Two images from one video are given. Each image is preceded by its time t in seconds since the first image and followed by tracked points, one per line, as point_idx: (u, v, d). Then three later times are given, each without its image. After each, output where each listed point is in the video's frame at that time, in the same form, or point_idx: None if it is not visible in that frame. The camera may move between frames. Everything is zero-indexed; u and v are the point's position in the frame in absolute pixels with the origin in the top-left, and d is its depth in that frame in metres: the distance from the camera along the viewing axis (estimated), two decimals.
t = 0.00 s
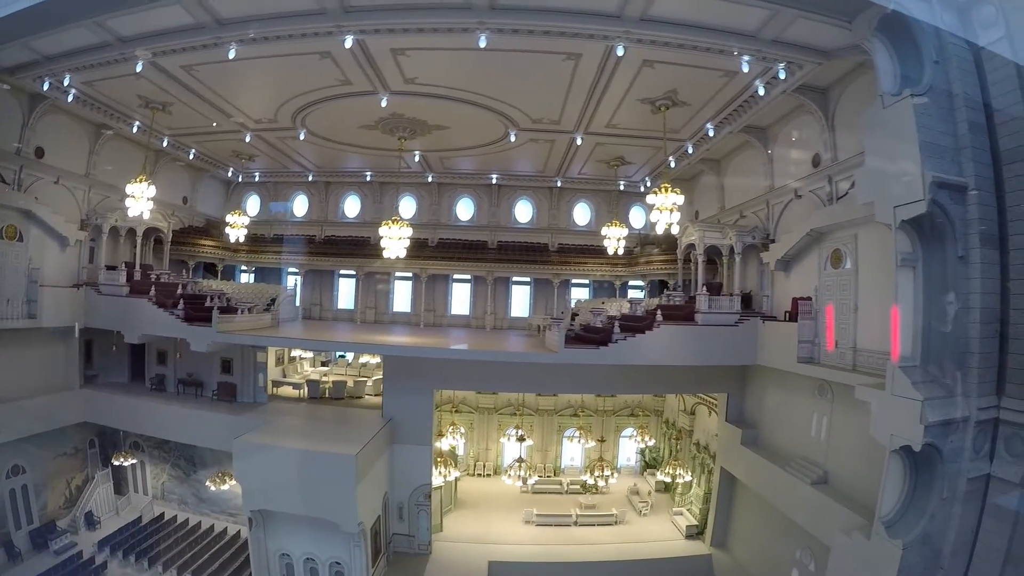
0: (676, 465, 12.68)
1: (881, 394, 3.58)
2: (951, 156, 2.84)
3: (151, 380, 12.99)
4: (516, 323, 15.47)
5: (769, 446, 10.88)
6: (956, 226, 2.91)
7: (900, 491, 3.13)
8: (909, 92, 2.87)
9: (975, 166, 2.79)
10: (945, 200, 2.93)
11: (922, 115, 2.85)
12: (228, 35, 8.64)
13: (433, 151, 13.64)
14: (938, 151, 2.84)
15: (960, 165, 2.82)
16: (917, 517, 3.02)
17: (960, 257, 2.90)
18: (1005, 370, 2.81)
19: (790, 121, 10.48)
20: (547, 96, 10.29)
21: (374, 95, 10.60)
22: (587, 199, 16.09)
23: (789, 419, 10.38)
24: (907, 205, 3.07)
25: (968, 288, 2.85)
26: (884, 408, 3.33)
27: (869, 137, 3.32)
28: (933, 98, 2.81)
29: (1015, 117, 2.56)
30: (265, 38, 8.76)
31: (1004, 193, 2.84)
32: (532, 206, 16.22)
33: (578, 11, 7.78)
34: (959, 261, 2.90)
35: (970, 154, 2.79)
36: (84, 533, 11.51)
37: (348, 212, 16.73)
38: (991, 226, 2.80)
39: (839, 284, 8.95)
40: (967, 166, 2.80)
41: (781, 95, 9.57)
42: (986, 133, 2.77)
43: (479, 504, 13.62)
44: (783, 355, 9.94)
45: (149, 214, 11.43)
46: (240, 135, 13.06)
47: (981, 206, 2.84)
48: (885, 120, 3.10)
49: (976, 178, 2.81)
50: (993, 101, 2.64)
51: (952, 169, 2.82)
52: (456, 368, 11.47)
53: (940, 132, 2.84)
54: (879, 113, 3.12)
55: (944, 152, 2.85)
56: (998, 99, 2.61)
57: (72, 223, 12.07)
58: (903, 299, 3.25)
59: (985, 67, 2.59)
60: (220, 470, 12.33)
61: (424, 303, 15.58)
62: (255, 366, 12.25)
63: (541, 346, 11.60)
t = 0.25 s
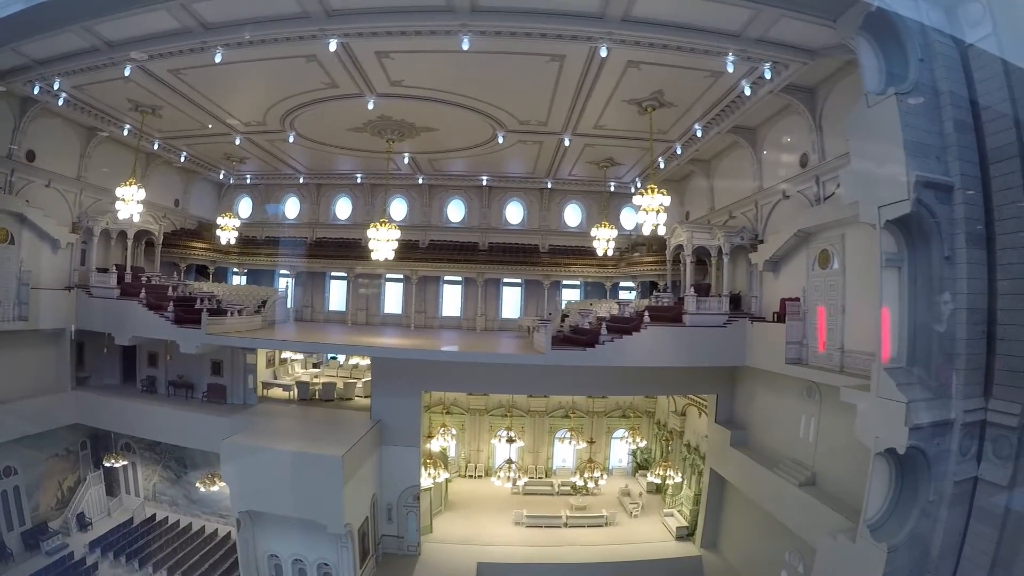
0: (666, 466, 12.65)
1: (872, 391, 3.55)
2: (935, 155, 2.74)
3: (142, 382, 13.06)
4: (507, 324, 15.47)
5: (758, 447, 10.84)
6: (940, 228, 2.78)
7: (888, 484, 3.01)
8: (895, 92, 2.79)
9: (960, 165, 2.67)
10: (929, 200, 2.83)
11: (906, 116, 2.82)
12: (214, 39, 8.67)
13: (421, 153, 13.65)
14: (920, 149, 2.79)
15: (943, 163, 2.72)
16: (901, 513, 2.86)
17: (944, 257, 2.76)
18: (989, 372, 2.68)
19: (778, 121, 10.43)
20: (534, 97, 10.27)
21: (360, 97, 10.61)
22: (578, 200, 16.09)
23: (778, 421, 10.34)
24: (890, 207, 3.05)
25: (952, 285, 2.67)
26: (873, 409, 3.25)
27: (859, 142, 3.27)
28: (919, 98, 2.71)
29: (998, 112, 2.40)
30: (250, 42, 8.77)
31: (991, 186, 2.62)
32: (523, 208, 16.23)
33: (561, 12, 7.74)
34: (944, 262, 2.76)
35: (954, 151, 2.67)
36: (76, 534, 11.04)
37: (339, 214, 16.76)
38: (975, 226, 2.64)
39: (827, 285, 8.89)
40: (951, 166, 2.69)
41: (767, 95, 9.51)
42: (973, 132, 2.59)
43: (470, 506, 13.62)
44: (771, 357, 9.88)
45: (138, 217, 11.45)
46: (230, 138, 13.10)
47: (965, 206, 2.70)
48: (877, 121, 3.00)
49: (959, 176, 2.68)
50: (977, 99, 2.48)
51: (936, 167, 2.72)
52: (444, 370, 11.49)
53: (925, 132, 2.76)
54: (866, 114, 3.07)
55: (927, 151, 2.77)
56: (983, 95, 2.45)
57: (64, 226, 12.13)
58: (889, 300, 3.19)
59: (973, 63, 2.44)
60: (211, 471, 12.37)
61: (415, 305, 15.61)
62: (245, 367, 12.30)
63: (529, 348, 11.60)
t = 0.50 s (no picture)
0: (659, 464, 12.62)
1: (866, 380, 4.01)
2: (921, 147, 3.20)
3: (134, 385, 13.11)
4: (498, 323, 15.48)
5: (749, 444, 10.79)
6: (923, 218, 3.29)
7: (878, 480, 3.63)
8: (879, 84, 3.32)
9: (946, 158, 3.18)
10: (913, 189, 3.32)
11: (891, 105, 3.28)
12: (199, 42, 8.70)
13: (409, 153, 13.66)
14: (905, 140, 3.27)
15: (931, 156, 3.18)
16: (889, 510, 3.48)
17: (934, 250, 3.29)
18: (980, 364, 3.12)
19: (766, 116, 10.39)
20: (519, 95, 10.26)
21: (347, 98, 10.63)
22: (569, 199, 16.09)
23: (768, 417, 10.29)
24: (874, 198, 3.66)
25: (942, 277, 3.19)
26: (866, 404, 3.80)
27: (845, 139, 3.80)
28: (898, 88, 3.21)
29: (983, 103, 2.86)
30: (234, 45, 8.80)
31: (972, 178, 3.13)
32: (514, 207, 16.23)
33: (542, 9, 7.71)
34: (933, 255, 3.28)
35: (940, 143, 3.14)
36: (70, 537, 11.77)
37: (331, 215, 16.80)
38: (961, 219, 3.17)
39: (816, 280, 8.82)
40: (937, 157, 3.18)
41: (754, 90, 9.46)
42: (959, 123, 3.08)
43: (463, 505, 13.62)
44: (760, 353, 9.81)
45: (128, 221, 11.48)
46: (220, 141, 13.14)
47: (951, 198, 3.18)
48: (858, 111, 3.53)
49: (945, 171, 3.19)
50: (963, 91, 2.93)
51: (922, 159, 3.19)
52: (433, 370, 11.50)
53: (911, 127, 3.22)
54: (848, 105, 3.60)
55: (913, 144, 3.24)
56: (967, 88, 2.90)
57: (55, 230, 12.17)
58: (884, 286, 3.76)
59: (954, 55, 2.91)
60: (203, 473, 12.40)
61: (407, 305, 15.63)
62: (235, 369, 12.33)
63: (519, 347, 11.58)
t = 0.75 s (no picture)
0: (653, 466, 12.60)
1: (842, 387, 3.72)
2: (911, 147, 2.99)
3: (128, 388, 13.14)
4: (492, 326, 15.48)
5: (742, 446, 10.77)
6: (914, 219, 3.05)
7: (868, 482, 3.24)
8: (867, 84, 3.05)
9: (935, 158, 3.00)
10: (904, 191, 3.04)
11: (881, 105, 3.02)
12: (190, 46, 8.70)
13: (402, 156, 13.66)
14: (893, 141, 3.00)
15: (921, 157, 3.01)
16: (883, 506, 3.16)
17: (923, 253, 3.07)
18: (970, 364, 2.92)
19: (757, 118, 10.38)
20: (509, 97, 10.26)
21: (338, 101, 10.64)
22: (563, 201, 16.10)
23: (761, 419, 10.28)
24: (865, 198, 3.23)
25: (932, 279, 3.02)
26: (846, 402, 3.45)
27: (835, 144, 3.39)
28: (888, 89, 2.97)
29: (972, 103, 2.72)
30: (225, 49, 8.80)
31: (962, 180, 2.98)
32: (507, 209, 16.24)
33: (530, 12, 7.70)
34: (923, 257, 3.06)
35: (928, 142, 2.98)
36: (65, 540, 11.54)
37: (325, 218, 16.83)
38: (952, 220, 2.98)
39: (807, 281, 8.79)
40: (928, 158, 3.00)
41: (744, 92, 9.45)
42: (947, 124, 2.96)
43: (457, 508, 13.61)
44: (752, 355, 9.78)
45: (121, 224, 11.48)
46: (213, 144, 13.16)
47: (941, 197, 2.97)
48: (846, 112, 3.20)
49: (935, 172, 3.02)
50: (953, 90, 2.80)
51: (911, 159, 2.98)
52: (425, 373, 11.51)
53: (899, 126, 3.00)
54: (836, 107, 3.28)
55: (902, 143, 3.00)
56: (957, 87, 2.78)
57: (49, 233, 12.19)
58: (866, 295, 3.42)
59: (944, 54, 2.78)
60: (197, 475, 12.41)
61: (401, 308, 15.64)
62: (229, 372, 12.36)
63: (511, 349, 11.57)
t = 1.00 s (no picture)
0: (648, 467, 12.58)
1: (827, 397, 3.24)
2: (899, 145, 2.61)
3: (124, 392, 13.17)
4: (487, 328, 15.49)
5: (736, 447, 10.75)
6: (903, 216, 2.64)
7: (860, 482, 2.77)
8: (856, 82, 2.62)
9: (925, 153, 2.62)
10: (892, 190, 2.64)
11: (869, 106, 2.61)
12: (180, 51, 8.72)
13: (394, 159, 13.67)
14: (882, 138, 2.60)
15: (909, 153, 2.63)
16: (875, 511, 2.68)
17: (911, 250, 2.68)
18: (962, 368, 2.61)
19: (748, 118, 10.35)
20: (500, 99, 10.25)
21: (329, 105, 10.65)
22: (557, 203, 16.11)
23: (754, 420, 10.26)
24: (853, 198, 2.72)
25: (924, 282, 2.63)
26: (831, 408, 2.98)
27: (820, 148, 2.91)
28: (880, 89, 2.61)
29: (964, 100, 2.45)
30: (216, 54, 8.83)
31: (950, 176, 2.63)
32: (502, 211, 16.26)
33: (518, 14, 7.70)
34: (912, 256, 2.67)
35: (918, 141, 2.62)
36: (63, 545, 11.73)
37: (319, 221, 16.86)
38: (943, 216, 2.63)
39: (800, 281, 8.75)
40: (917, 155, 2.63)
41: (734, 92, 9.42)
42: (937, 123, 2.63)
43: (452, 510, 13.60)
44: (744, 356, 9.75)
45: (114, 229, 11.47)
46: (206, 148, 13.18)
47: (931, 197, 2.61)
48: (829, 114, 2.81)
49: (925, 166, 2.63)
50: (942, 88, 2.55)
51: (901, 156, 2.59)
52: (418, 375, 11.52)
53: (887, 122, 2.60)
54: (825, 108, 2.81)
55: (890, 142, 2.60)
56: (948, 84, 2.53)
57: (43, 238, 12.23)
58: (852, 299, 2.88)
59: (934, 53, 2.52)
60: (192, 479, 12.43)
61: (396, 311, 15.66)
62: (224, 376, 12.38)
63: (504, 351, 11.57)
